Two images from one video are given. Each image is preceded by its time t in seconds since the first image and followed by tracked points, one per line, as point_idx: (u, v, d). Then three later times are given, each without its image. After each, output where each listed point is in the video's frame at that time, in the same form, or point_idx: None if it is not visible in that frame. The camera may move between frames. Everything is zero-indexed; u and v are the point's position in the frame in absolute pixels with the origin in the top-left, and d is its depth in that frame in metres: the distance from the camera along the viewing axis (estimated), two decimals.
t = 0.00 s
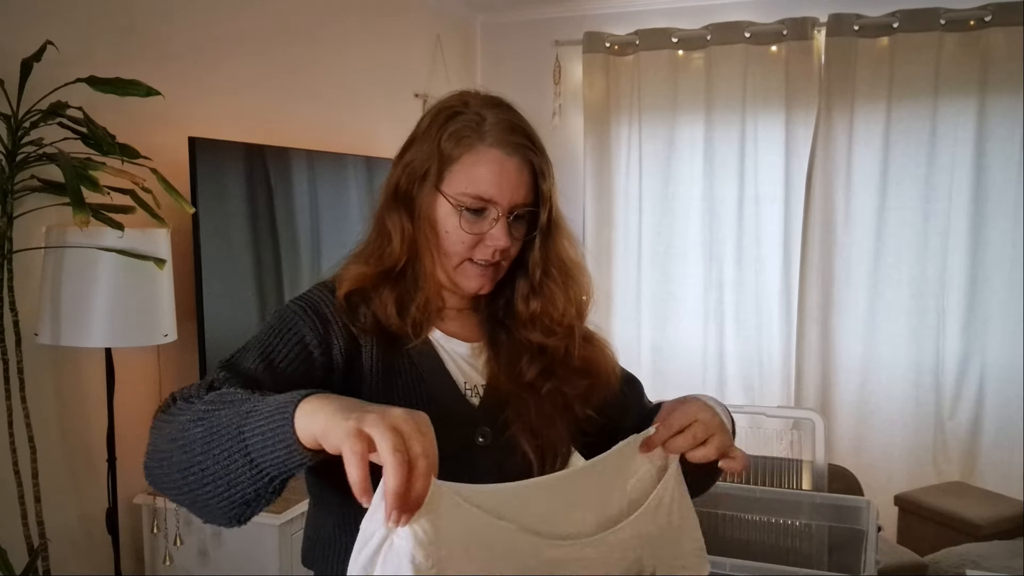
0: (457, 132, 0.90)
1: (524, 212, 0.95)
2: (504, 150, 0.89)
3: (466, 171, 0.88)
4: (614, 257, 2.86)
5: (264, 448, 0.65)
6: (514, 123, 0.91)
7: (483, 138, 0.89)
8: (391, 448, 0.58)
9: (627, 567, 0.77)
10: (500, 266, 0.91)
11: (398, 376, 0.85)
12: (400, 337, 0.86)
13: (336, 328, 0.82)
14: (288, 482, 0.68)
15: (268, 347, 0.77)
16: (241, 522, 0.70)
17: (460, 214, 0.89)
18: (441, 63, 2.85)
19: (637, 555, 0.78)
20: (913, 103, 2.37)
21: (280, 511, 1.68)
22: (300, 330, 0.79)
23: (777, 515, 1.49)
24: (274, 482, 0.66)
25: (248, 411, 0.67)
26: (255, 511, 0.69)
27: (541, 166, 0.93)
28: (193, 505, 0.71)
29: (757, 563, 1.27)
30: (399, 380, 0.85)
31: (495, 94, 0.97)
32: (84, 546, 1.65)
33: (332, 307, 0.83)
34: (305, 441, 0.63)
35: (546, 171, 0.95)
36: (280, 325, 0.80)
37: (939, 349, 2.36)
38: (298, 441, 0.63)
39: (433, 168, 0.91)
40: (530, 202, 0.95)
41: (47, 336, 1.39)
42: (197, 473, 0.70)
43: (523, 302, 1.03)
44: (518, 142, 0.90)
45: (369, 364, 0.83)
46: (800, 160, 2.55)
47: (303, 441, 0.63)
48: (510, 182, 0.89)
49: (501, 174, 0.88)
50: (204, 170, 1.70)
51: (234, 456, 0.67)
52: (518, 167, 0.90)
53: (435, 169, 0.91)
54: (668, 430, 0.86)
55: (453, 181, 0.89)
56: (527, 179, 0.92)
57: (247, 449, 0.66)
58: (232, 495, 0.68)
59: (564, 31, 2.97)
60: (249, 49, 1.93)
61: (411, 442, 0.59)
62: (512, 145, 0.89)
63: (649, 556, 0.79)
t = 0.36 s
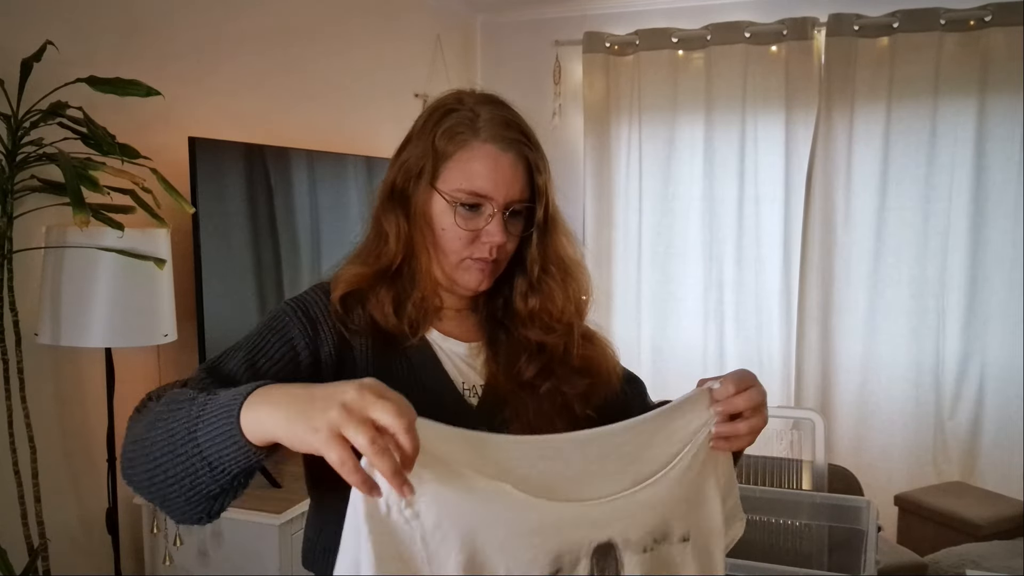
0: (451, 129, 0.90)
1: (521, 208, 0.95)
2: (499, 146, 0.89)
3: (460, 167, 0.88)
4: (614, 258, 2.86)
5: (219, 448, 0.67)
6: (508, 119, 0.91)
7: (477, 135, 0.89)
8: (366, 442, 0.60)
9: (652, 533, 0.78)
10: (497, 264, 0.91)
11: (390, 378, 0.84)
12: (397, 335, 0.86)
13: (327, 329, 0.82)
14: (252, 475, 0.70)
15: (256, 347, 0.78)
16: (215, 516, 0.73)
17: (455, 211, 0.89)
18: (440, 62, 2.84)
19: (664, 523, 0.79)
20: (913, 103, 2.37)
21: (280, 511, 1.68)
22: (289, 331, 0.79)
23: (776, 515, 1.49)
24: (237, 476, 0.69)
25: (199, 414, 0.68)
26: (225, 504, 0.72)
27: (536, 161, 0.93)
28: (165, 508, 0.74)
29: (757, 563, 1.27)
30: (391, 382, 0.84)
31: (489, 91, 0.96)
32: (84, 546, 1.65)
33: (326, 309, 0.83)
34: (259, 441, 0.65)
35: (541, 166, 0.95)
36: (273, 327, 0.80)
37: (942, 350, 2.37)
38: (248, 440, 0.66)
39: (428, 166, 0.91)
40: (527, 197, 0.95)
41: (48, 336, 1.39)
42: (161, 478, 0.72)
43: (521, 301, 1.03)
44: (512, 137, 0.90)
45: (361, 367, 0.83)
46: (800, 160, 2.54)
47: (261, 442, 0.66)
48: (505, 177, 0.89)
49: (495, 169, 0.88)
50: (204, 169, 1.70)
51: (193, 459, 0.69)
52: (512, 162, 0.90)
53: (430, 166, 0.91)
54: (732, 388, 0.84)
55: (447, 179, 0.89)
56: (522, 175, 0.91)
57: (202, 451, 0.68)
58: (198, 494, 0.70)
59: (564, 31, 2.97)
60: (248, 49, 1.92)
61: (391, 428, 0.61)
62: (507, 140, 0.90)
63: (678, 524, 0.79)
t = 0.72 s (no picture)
0: (446, 131, 0.90)
1: (517, 211, 0.94)
2: (493, 149, 0.89)
3: (455, 170, 0.88)
4: (614, 258, 2.86)
5: (240, 406, 0.71)
6: (503, 121, 0.91)
7: (472, 137, 0.89)
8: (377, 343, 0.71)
9: (664, 456, 0.84)
10: (491, 267, 0.91)
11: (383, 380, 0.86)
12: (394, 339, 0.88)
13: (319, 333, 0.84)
14: (267, 438, 0.74)
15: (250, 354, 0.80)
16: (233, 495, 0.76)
17: (449, 213, 0.89)
18: (440, 62, 2.84)
19: (680, 449, 0.84)
20: (913, 104, 2.37)
21: (280, 511, 1.68)
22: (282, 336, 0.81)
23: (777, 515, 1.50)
24: (257, 437, 0.73)
25: (211, 385, 0.73)
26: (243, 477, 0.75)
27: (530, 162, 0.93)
28: (181, 500, 0.74)
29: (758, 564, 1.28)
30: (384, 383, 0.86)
31: (484, 93, 0.96)
32: (85, 546, 1.65)
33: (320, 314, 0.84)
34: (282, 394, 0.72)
35: (535, 168, 0.95)
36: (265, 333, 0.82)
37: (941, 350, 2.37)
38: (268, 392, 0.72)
39: (423, 168, 0.91)
40: (523, 201, 0.95)
41: (47, 336, 1.39)
42: (174, 466, 0.73)
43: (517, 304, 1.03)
44: (507, 140, 0.90)
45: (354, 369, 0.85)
46: (800, 160, 2.54)
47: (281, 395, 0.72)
48: (500, 180, 0.89)
49: (490, 173, 0.88)
50: (204, 169, 1.70)
51: (211, 432, 0.72)
52: (507, 166, 0.90)
53: (426, 168, 0.91)
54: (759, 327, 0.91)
55: (442, 181, 0.89)
56: (516, 178, 0.92)
57: (221, 417, 0.72)
58: (219, 466, 0.73)
59: (564, 31, 2.97)
60: (248, 49, 1.92)
61: (388, 323, 0.71)
62: (502, 143, 0.90)
63: (695, 452, 0.85)
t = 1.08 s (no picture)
0: (445, 135, 0.90)
1: (516, 214, 0.95)
2: (492, 153, 0.89)
3: (455, 175, 0.89)
4: (614, 258, 2.86)
5: (253, 385, 0.74)
6: (501, 126, 0.91)
7: (471, 142, 0.89)
8: (371, 341, 0.73)
9: (671, 426, 0.89)
10: (490, 271, 0.92)
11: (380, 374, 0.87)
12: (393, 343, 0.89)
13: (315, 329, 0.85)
14: (275, 418, 0.76)
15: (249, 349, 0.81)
16: (237, 470, 0.78)
17: (448, 218, 0.89)
18: (440, 62, 2.84)
19: (688, 419, 0.90)
20: (913, 104, 2.37)
21: (279, 511, 1.68)
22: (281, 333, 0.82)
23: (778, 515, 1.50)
24: (266, 415, 0.75)
25: (224, 363, 0.75)
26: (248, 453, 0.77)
27: (528, 166, 0.93)
28: (185, 474, 0.76)
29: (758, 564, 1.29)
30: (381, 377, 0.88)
31: (483, 95, 0.96)
32: (85, 546, 1.65)
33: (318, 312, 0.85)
34: (297, 371, 0.75)
35: (533, 171, 0.95)
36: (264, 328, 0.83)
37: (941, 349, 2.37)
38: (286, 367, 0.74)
39: (422, 173, 0.91)
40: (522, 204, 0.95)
41: (47, 336, 1.39)
42: (183, 437, 0.75)
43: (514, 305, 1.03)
44: (506, 144, 0.90)
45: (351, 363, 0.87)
46: (800, 159, 2.54)
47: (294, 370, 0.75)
48: (499, 185, 0.89)
49: (490, 178, 0.88)
50: (204, 170, 1.70)
51: (221, 409, 0.74)
52: (506, 170, 0.90)
53: (425, 172, 0.91)
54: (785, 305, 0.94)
55: (442, 185, 0.89)
56: (515, 183, 0.92)
57: (233, 395, 0.74)
58: (227, 442, 0.75)
59: (563, 30, 2.97)
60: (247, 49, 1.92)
61: (384, 326, 0.74)
62: (500, 147, 0.90)
63: (705, 422, 0.90)
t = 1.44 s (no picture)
0: (428, 116, 0.94)
1: (507, 187, 0.95)
2: (472, 126, 0.92)
3: (438, 148, 0.92)
4: (614, 259, 2.86)
5: (248, 384, 0.74)
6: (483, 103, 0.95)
7: (453, 117, 0.93)
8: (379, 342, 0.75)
9: (653, 385, 0.88)
10: (480, 245, 0.92)
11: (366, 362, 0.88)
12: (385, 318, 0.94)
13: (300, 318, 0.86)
14: (273, 414, 0.77)
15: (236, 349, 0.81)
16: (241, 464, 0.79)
17: (433, 189, 0.91)
18: (440, 62, 2.84)
19: (668, 377, 0.88)
20: (913, 105, 2.37)
21: (280, 511, 1.69)
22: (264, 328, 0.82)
23: (778, 515, 1.51)
24: (265, 412, 0.76)
25: (217, 366, 0.75)
26: (251, 449, 0.78)
27: (514, 139, 0.96)
28: (192, 476, 0.77)
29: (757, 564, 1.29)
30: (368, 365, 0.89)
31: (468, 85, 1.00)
32: (85, 547, 1.65)
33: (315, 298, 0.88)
34: (298, 366, 0.75)
35: (520, 145, 0.97)
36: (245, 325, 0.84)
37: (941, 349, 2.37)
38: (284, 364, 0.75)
39: (410, 153, 0.95)
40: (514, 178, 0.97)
41: (47, 336, 1.39)
42: (189, 444, 0.76)
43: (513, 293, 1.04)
44: (485, 117, 0.93)
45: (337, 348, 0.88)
46: (800, 159, 2.55)
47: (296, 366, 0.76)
48: (479, 152, 0.91)
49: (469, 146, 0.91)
50: (204, 169, 1.70)
51: (219, 411, 0.75)
52: (488, 140, 0.92)
53: (413, 153, 0.94)
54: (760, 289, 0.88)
55: (427, 160, 0.92)
56: (500, 153, 0.94)
57: (234, 399, 0.74)
58: (228, 442, 0.76)
59: (563, 31, 2.97)
60: (246, 49, 1.92)
61: (391, 325, 0.75)
62: (479, 119, 0.93)
63: (684, 379, 0.88)
